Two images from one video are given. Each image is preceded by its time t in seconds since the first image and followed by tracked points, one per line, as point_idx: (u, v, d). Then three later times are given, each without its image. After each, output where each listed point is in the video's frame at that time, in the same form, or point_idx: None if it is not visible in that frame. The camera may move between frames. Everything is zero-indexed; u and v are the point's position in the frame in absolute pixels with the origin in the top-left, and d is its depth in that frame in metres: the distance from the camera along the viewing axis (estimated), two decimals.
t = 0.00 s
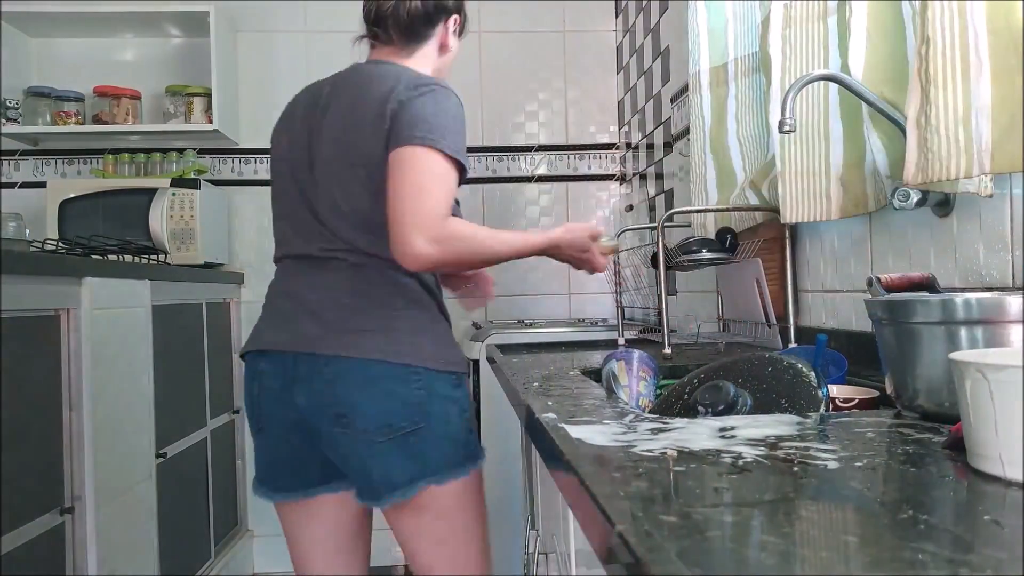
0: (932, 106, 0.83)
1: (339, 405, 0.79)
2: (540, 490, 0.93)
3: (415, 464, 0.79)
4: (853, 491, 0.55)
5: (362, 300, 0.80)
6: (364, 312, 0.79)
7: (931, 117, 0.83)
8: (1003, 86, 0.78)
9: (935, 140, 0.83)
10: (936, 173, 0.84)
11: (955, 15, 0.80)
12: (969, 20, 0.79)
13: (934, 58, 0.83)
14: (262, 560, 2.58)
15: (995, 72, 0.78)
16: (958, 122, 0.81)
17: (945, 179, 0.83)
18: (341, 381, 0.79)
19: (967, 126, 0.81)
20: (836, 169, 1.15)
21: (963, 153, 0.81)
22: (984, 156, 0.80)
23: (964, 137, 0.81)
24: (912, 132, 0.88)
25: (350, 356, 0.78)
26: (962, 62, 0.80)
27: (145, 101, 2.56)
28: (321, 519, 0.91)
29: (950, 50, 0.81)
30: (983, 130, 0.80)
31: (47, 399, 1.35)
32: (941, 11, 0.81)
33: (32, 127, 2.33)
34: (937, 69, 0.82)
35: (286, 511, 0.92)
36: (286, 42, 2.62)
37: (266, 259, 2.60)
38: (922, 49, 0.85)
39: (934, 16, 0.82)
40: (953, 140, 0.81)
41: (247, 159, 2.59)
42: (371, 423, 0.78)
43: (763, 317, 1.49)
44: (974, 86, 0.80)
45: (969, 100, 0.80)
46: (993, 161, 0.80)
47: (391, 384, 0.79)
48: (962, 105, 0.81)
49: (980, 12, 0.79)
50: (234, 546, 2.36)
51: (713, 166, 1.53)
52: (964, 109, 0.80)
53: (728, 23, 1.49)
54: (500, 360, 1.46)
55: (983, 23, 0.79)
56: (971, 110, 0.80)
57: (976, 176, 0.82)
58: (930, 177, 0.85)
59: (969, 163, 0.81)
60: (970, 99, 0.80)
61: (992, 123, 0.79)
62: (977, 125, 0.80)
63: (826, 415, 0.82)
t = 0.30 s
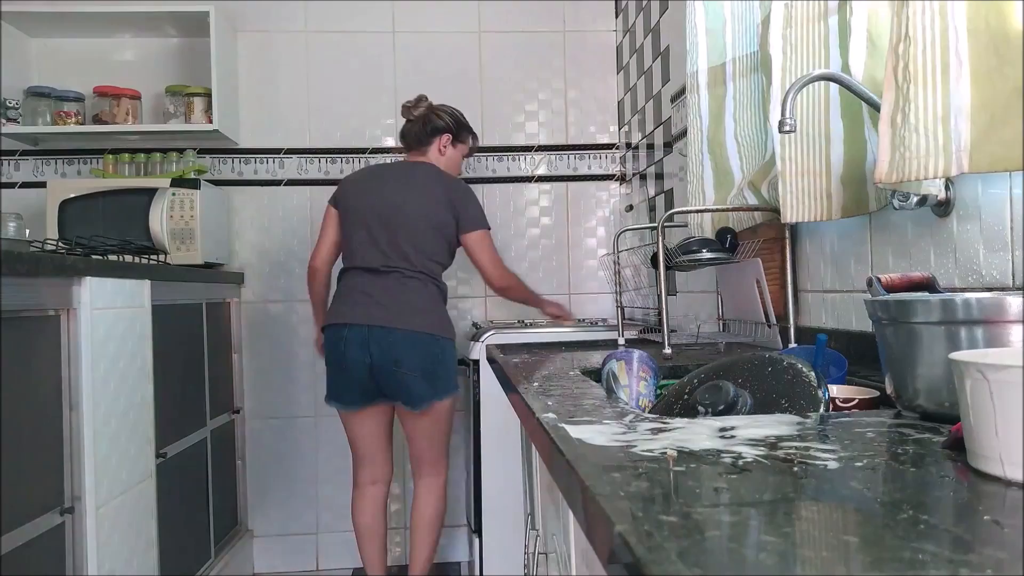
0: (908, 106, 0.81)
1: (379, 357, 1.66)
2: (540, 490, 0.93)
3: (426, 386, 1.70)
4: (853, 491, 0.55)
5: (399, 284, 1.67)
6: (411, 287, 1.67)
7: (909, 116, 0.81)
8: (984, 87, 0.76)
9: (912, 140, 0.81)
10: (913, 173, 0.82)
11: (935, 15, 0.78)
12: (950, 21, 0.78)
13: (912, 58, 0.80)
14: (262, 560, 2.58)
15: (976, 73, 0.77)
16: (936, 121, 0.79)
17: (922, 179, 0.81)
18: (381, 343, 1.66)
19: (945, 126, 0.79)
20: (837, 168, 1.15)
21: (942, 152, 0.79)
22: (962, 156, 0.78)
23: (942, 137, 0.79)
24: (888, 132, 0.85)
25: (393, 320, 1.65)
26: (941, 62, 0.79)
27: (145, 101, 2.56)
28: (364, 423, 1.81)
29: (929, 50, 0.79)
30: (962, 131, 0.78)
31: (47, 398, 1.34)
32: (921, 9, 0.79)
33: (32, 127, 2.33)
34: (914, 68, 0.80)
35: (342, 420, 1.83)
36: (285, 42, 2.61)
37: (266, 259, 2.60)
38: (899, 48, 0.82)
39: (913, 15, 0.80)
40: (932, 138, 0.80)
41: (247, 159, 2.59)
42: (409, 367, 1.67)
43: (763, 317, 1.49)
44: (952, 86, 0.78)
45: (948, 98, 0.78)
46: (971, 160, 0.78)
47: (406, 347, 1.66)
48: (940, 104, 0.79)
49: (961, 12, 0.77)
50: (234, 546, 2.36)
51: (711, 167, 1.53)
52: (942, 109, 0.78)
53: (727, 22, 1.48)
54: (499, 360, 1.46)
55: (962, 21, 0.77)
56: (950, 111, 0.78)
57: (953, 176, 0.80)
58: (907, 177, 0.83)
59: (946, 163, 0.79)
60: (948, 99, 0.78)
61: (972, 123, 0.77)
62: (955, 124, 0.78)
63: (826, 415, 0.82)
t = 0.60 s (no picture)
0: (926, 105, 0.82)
1: (361, 344, 1.89)
2: (540, 490, 0.93)
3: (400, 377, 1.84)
4: (853, 491, 0.55)
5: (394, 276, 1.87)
6: (404, 279, 1.87)
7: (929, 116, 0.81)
8: (1003, 86, 0.76)
9: (932, 140, 0.81)
10: (934, 172, 0.82)
11: (953, 15, 0.78)
12: (967, 20, 0.78)
13: (930, 59, 0.81)
14: (262, 560, 2.58)
15: (994, 72, 0.77)
16: (954, 120, 0.79)
17: (944, 179, 0.81)
18: (363, 330, 1.88)
19: (964, 126, 0.79)
20: (837, 169, 1.16)
21: (961, 151, 0.79)
22: (981, 157, 0.78)
23: (961, 137, 0.79)
24: (914, 132, 0.86)
25: (385, 310, 1.85)
26: (960, 62, 0.79)
27: (145, 102, 2.56)
28: (372, 409, 2.04)
29: (948, 50, 0.79)
30: (981, 130, 0.78)
31: (46, 398, 1.34)
32: (939, 9, 0.79)
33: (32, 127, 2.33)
34: (933, 67, 0.80)
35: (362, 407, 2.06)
36: (285, 42, 2.61)
37: (266, 259, 2.60)
38: (921, 51, 0.83)
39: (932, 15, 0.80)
40: (950, 139, 0.80)
41: (247, 159, 2.59)
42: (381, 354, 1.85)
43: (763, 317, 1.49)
44: (971, 85, 0.78)
45: (967, 98, 0.78)
46: (992, 161, 0.78)
47: (381, 336, 1.85)
48: (959, 104, 0.79)
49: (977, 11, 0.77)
50: (234, 546, 2.36)
51: (712, 167, 1.53)
52: (960, 108, 0.79)
53: (727, 22, 1.48)
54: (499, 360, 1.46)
55: (978, 21, 0.77)
56: (969, 110, 0.78)
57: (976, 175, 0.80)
58: (929, 177, 0.83)
59: (966, 162, 0.79)
60: (968, 98, 0.78)
61: (991, 122, 0.77)
62: (975, 124, 0.78)
63: (826, 415, 0.82)
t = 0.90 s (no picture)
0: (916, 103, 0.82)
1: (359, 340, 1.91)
2: (539, 490, 0.93)
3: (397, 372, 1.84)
4: (853, 491, 0.55)
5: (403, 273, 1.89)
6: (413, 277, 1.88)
7: (919, 115, 0.81)
8: (993, 85, 0.76)
9: (922, 139, 0.81)
10: (925, 173, 0.82)
11: (943, 13, 0.78)
12: (958, 20, 0.78)
13: (921, 58, 0.80)
14: (262, 560, 2.58)
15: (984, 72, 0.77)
16: (944, 120, 0.79)
17: (934, 179, 0.81)
18: (364, 325, 1.89)
19: (954, 126, 0.79)
20: (837, 168, 1.15)
21: (951, 152, 0.79)
22: (971, 157, 0.78)
23: (952, 137, 0.79)
24: (903, 132, 0.86)
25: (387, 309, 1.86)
26: (950, 62, 0.79)
27: (145, 101, 2.56)
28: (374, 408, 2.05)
29: (938, 49, 0.79)
30: (970, 131, 0.78)
31: (46, 398, 1.34)
32: (929, 6, 0.79)
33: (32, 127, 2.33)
34: (923, 66, 0.80)
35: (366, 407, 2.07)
36: (286, 42, 2.61)
37: (266, 259, 2.60)
38: (909, 49, 0.83)
39: (922, 13, 0.79)
40: (940, 139, 0.80)
41: (247, 159, 2.59)
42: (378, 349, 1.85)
43: (763, 317, 1.49)
44: (961, 86, 0.78)
45: (957, 98, 0.78)
46: (982, 161, 0.78)
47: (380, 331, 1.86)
48: (948, 104, 0.79)
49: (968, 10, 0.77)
50: (234, 546, 2.36)
51: (712, 167, 1.54)
52: (950, 108, 0.78)
53: (727, 22, 1.48)
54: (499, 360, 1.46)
55: (971, 20, 0.77)
56: (959, 109, 0.78)
57: (967, 175, 0.80)
58: (918, 177, 0.83)
59: (956, 162, 0.79)
60: (957, 98, 0.78)
61: (981, 123, 0.77)
62: (965, 124, 0.78)
63: (826, 415, 0.82)
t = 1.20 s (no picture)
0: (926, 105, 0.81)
1: (363, 342, 1.93)
2: (539, 490, 0.93)
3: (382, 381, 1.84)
4: (852, 490, 0.55)
5: (399, 276, 1.92)
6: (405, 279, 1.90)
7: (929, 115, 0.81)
8: (1003, 86, 0.76)
9: (932, 140, 0.81)
10: (935, 174, 0.82)
11: (954, 14, 0.78)
12: (969, 21, 0.78)
13: (931, 59, 0.81)
14: (262, 560, 2.58)
15: (995, 72, 0.77)
16: (956, 121, 0.79)
17: (944, 180, 0.81)
18: (366, 328, 1.92)
19: (967, 127, 0.79)
20: (835, 169, 1.16)
21: (963, 152, 0.79)
22: (983, 157, 0.79)
23: (963, 137, 0.79)
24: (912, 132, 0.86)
25: (377, 306, 1.91)
26: (960, 61, 0.79)
27: (145, 101, 2.56)
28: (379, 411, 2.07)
29: (948, 49, 0.79)
30: (982, 130, 0.78)
31: (46, 398, 1.34)
32: (940, 6, 0.79)
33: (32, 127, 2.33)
34: (934, 66, 0.80)
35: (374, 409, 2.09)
36: (286, 42, 2.61)
37: (266, 259, 2.60)
38: (921, 49, 0.83)
39: (932, 14, 0.80)
40: (952, 140, 0.79)
41: (247, 159, 2.59)
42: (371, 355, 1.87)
43: (763, 317, 1.49)
44: (972, 86, 0.78)
45: (969, 99, 0.78)
46: (994, 161, 0.78)
47: (382, 333, 1.88)
48: (960, 104, 0.79)
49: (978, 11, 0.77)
50: (234, 546, 2.36)
51: (711, 167, 1.54)
52: (961, 109, 0.78)
53: (727, 22, 1.48)
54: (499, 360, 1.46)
55: (981, 21, 0.77)
56: (969, 110, 0.78)
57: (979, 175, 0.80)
58: (929, 177, 0.83)
59: (968, 163, 0.79)
60: (968, 99, 0.78)
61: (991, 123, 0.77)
62: (977, 125, 0.78)
63: (826, 415, 0.82)
